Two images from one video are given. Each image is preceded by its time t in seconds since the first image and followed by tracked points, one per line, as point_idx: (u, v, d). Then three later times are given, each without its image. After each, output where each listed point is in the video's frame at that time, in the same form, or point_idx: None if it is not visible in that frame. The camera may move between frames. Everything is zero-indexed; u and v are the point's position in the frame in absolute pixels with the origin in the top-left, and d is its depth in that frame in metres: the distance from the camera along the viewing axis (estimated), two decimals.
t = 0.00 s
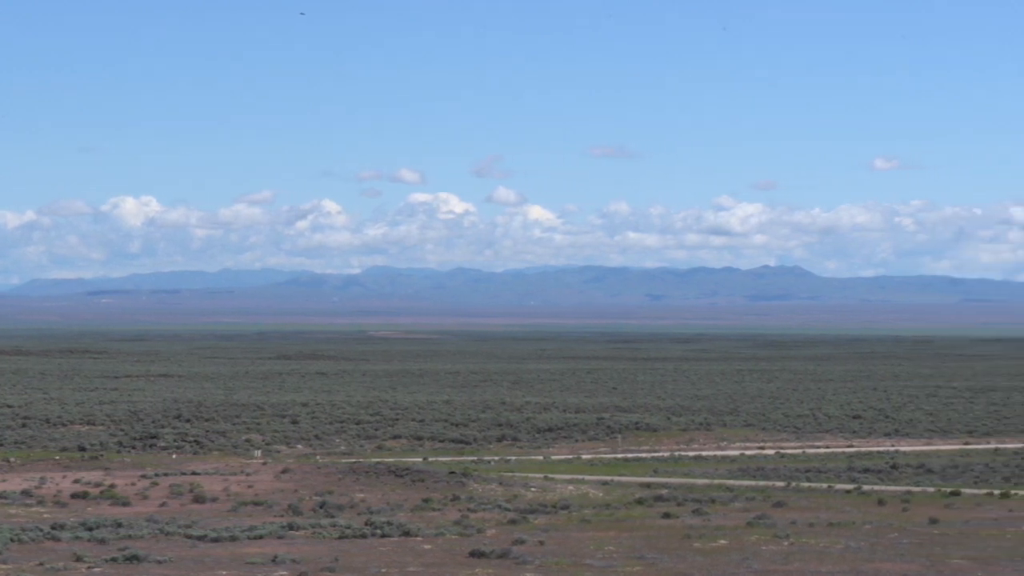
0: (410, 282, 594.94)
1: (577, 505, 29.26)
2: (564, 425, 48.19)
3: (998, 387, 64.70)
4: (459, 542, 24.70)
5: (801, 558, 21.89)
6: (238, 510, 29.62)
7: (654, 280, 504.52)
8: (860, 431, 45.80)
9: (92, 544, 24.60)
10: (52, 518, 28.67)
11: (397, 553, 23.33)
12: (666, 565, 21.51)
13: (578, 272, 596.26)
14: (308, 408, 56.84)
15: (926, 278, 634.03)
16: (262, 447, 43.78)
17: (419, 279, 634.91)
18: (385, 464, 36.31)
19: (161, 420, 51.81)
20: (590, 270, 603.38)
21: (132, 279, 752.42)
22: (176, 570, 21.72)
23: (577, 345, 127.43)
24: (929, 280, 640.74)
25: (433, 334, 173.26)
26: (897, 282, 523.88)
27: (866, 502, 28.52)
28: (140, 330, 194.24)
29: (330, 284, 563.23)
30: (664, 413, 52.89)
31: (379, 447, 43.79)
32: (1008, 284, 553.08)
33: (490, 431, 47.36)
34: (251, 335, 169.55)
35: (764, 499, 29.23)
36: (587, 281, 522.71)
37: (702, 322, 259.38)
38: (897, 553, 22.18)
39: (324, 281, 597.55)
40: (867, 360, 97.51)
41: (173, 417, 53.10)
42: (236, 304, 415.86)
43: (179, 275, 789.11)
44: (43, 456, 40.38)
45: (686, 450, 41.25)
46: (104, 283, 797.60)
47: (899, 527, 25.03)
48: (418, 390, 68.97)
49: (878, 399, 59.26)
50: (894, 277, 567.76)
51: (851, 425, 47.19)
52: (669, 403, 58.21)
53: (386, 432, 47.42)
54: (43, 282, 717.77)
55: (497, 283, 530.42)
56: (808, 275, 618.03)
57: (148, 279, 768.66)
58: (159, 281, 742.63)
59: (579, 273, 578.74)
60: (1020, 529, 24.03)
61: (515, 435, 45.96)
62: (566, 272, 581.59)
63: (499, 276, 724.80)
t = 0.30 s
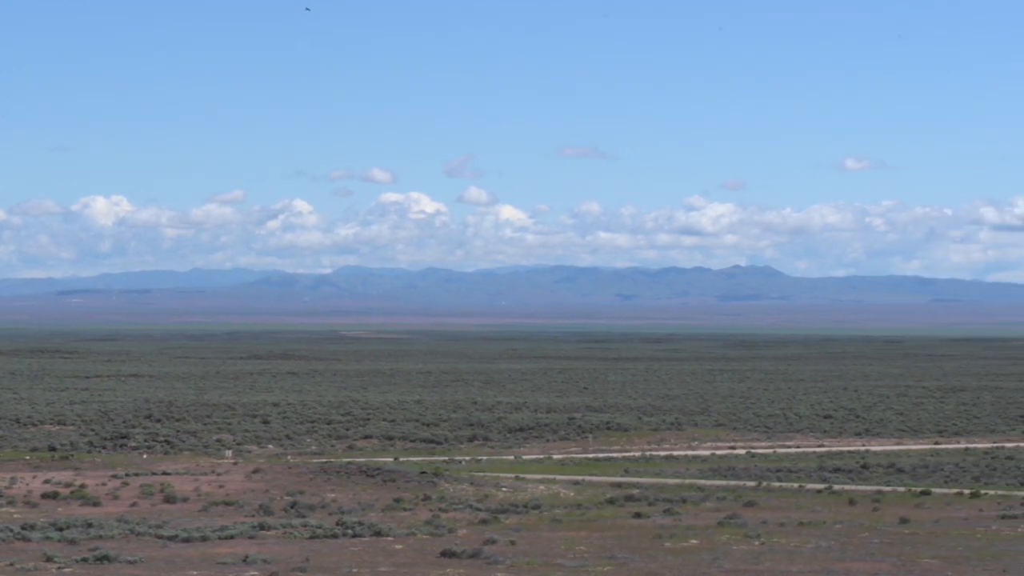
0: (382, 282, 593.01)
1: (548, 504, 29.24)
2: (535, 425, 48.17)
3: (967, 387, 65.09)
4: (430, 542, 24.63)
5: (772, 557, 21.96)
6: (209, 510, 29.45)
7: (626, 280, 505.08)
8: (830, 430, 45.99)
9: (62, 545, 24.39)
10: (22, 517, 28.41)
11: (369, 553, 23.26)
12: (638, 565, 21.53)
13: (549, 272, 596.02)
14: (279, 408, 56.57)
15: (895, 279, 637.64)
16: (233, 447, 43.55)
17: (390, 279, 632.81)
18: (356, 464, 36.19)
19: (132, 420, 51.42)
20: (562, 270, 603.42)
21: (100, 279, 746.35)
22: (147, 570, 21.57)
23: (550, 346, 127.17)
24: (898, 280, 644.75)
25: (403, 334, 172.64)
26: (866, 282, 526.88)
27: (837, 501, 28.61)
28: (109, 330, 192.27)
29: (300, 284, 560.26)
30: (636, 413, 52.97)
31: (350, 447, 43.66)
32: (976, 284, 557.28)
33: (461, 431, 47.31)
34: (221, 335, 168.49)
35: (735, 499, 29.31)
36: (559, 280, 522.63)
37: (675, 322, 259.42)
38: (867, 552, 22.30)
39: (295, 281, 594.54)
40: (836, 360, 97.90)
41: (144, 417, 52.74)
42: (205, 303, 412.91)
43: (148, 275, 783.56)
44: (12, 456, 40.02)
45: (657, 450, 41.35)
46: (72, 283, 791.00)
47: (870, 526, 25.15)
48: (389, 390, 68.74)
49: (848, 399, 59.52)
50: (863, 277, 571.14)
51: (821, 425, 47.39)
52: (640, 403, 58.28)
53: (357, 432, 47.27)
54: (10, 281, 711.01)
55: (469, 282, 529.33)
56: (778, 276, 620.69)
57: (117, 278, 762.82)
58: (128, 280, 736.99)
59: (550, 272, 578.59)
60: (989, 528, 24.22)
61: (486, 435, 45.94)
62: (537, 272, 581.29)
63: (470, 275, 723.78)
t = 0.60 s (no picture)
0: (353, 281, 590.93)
1: (520, 505, 29.22)
2: (507, 425, 48.14)
3: (937, 387, 65.46)
4: (402, 542, 24.57)
5: (743, 557, 22.01)
6: (180, 511, 29.29)
7: (599, 280, 503.53)
8: (801, 430, 46.15)
9: (32, 545, 24.19)
10: None
11: (341, 553, 23.18)
12: (610, 565, 21.54)
13: (522, 271, 595.51)
14: (251, 408, 56.31)
15: (865, 279, 641.04)
16: (204, 447, 43.32)
17: (362, 279, 630.73)
18: (327, 463, 36.07)
19: (103, 420, 51.06)
20: (534, 270, 603.19)
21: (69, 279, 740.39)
22: (118, 571, 21.42)
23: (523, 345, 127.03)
24: (868, 280, 648.28)
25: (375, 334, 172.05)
26: (837, 283, 529.36)
27: (808, 501, 28.71)
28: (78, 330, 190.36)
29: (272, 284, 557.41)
30: (608, 413, 53.00)
31: (322, 447, 43.52)
32: (946, 284, 560.75)
33: (433, 430, 47.23)
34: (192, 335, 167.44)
35: (706, 498, 29.36)
36: (531, 280, 522.39)
37: (648, 322, 259.54)
38: (838, 552, 22.39)
39: (266, 281, 591.58)
40: (807, 360, 98.13)
41: (115, 417, 52.36)
42: (176, 303, 409.96)
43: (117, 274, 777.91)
44: None
45: (629, 450, 41.40)
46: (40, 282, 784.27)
47: (841, 526, 25.26)
48: (361, 390, 68.50)
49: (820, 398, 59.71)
50: (834, 277, 573.90)
51: (792, 425, 47.56)
52: (612, 403, 58.32)
53: (329, 432, 47.10)
54: None
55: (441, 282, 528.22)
56: (749, 276, 622.86)
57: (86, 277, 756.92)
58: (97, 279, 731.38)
59: (522, 272, 578.36)
60: (959, 528, 24.37)
61: (459, 435, 45.88)
62: (509, 271, 580.83)
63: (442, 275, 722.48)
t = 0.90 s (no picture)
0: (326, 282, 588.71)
1: (492, 504, 29.19)
2: (480, 425, 48.12)
3: (909, 387, 65.73)
4: (374, 542, 24.50)
5: (715, 557, 22.05)
6: (152, 511, 29.12)
7: (572, 280, 503.52)
8: (773, 430, 46.30)
9: (3, 545, 23.99)
10: None
11: (313, 553, 23.09)
12: (582, 565, 21.55)
13: (495, 271, 594.73)
14: (223, 408, 56.03)
15: (837, 279, 643.91)
16: (177, 447, 43.09)
17: (334, 278, 628.35)
18: (300, 463, 35.93)
19: (74, 420, 50.70)
20: (508, 271, 602.73)
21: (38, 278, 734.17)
22: (89, 571, 21.27)
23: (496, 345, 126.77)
24: (840, 280, 651.06)
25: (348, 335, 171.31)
26: (809, 283, 531.46)
27: (780, 501, 28.78)
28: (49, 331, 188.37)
29: (243, 284, 554.06)
30: (580, 413, 53.05)
31: (294, 447, 43.39)
32: (918, 285, 563.85)
33: (406, 430, 47.18)
34: (164, 335, 166.17)
35: (679, 498, 29.41)
36: (505, 280, 521.73)
37: (622, 322, 259.58)
38: (810, 552, 22.47)
39: (238, 280, 588.36)
40: (779, 360, 98.29)
41: (86, 417, 52.02)
42: (146, 303, 406.74)
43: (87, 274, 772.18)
44: None
45: (602, 450, 41.53)
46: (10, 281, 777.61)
47: (813, 526, 25.34)
48: (334, 390, 68.24)
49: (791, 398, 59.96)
50: (806, 276, 576.01)
51: (765, 425, 47.73)
52: (585, 403, 58.37)
53: (302, 432, 46.96)
54: None
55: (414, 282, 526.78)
56: (722, 276, 624.42)
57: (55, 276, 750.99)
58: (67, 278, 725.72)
59: (496, 272, 577.76)
60: (931, 528, 24.49)
61: (431, 434, 45.87)
62: (483, 271, 580.18)
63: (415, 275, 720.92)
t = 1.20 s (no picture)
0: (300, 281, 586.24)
1: (467, 505, 29.14)
2: (454, 424, 48.05)
3: (883, 387, 65.96)
4: (349, 542, 24.42)
5: (690, 557, 22.08)
6: (126, 511, 28.96)
7: (547, 280, 503.29)
8: (748, 430, 46.42)
9: None
10: None
11: (286, 554, 23.02)
12: (556, 564, 21.57)
13: (470, 271, 593.82)
14: (198, 408, 55.75)
15: (811, 279, 646.05)
16: (150, 447, 42.84)
17: (308, 278, 625.99)
18: (274, 463, 35.79)
19: (47, 420, 50.34)
20: (483, 270, 601.93)
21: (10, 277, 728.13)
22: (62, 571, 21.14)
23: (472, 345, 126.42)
24: (814, 280, 653.31)
25: (322, 334, 170.63)
26: (783, 283, 532.84)
27: (753, 501, 28.83)
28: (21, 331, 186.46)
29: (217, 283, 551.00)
30: (555, 413, 53.04)
31: (269, 447, 43.23)
32: (891, 284, 566.45)
33: (381, 430, 47.07)
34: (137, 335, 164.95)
35: (654, 498, 29.43)
36: (480, 280, 521.00)
37: (596, 322, 259.37)
38: (785, 552, 22.53)
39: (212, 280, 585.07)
40: (754, 360, 98.34)
41: (60, 417, 51.66)
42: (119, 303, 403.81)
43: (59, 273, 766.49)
44: None
45: (576, 449, 41.58)
46: None
47: (787, 526, 25.42)
48: (308, 390, 67.98)
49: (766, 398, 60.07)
50: (781, 276, 577.60)
51: (740, 425, 47.84)
52: (560, 403, 58.33)
53: (276, 432, 46.77)
54: None
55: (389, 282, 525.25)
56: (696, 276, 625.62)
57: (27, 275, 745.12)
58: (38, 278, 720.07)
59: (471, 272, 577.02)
60: (904, 527, 24.59)
61: (406, 434, 45.78)
62: (457, 271, 579.26)
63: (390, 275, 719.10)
